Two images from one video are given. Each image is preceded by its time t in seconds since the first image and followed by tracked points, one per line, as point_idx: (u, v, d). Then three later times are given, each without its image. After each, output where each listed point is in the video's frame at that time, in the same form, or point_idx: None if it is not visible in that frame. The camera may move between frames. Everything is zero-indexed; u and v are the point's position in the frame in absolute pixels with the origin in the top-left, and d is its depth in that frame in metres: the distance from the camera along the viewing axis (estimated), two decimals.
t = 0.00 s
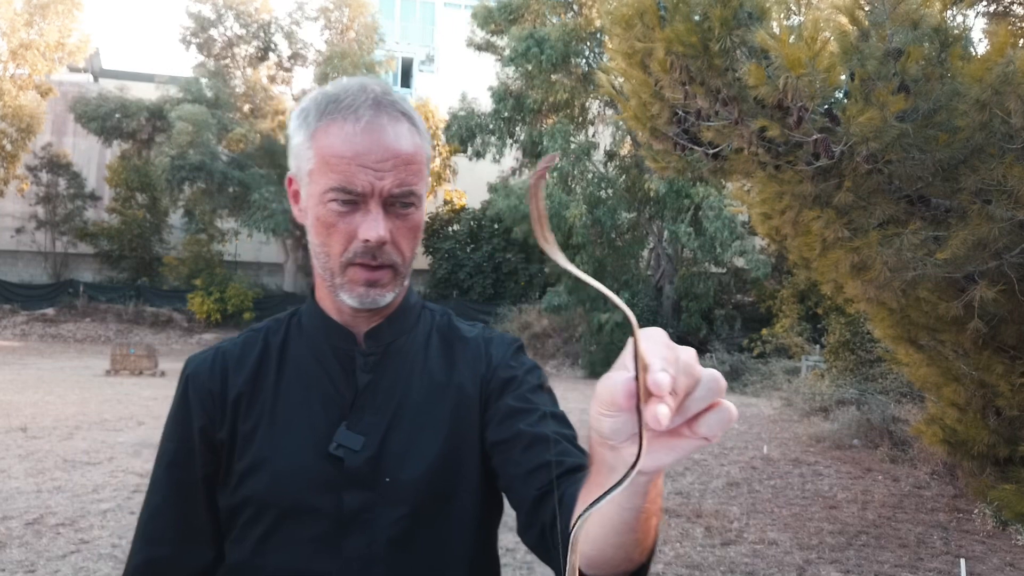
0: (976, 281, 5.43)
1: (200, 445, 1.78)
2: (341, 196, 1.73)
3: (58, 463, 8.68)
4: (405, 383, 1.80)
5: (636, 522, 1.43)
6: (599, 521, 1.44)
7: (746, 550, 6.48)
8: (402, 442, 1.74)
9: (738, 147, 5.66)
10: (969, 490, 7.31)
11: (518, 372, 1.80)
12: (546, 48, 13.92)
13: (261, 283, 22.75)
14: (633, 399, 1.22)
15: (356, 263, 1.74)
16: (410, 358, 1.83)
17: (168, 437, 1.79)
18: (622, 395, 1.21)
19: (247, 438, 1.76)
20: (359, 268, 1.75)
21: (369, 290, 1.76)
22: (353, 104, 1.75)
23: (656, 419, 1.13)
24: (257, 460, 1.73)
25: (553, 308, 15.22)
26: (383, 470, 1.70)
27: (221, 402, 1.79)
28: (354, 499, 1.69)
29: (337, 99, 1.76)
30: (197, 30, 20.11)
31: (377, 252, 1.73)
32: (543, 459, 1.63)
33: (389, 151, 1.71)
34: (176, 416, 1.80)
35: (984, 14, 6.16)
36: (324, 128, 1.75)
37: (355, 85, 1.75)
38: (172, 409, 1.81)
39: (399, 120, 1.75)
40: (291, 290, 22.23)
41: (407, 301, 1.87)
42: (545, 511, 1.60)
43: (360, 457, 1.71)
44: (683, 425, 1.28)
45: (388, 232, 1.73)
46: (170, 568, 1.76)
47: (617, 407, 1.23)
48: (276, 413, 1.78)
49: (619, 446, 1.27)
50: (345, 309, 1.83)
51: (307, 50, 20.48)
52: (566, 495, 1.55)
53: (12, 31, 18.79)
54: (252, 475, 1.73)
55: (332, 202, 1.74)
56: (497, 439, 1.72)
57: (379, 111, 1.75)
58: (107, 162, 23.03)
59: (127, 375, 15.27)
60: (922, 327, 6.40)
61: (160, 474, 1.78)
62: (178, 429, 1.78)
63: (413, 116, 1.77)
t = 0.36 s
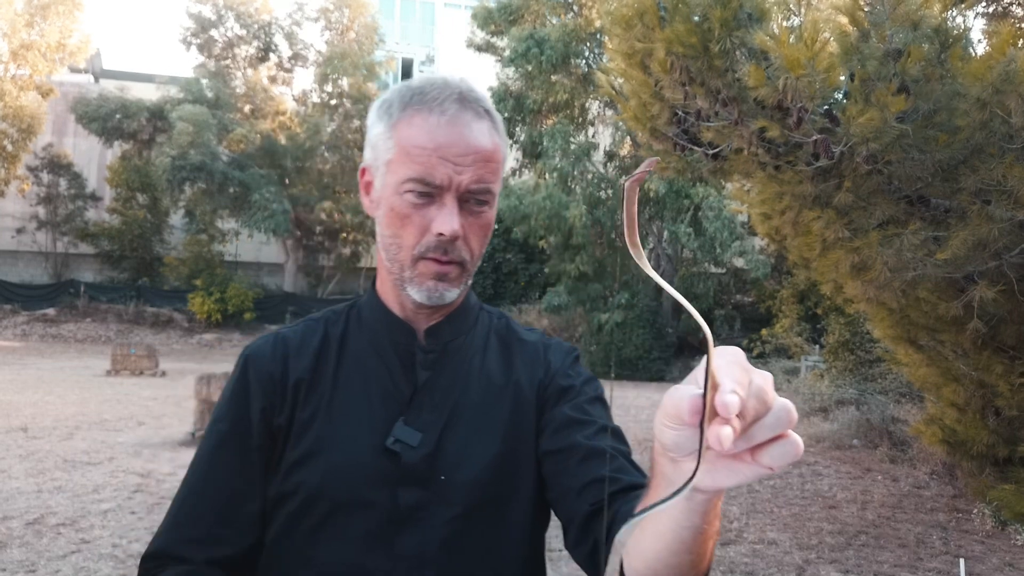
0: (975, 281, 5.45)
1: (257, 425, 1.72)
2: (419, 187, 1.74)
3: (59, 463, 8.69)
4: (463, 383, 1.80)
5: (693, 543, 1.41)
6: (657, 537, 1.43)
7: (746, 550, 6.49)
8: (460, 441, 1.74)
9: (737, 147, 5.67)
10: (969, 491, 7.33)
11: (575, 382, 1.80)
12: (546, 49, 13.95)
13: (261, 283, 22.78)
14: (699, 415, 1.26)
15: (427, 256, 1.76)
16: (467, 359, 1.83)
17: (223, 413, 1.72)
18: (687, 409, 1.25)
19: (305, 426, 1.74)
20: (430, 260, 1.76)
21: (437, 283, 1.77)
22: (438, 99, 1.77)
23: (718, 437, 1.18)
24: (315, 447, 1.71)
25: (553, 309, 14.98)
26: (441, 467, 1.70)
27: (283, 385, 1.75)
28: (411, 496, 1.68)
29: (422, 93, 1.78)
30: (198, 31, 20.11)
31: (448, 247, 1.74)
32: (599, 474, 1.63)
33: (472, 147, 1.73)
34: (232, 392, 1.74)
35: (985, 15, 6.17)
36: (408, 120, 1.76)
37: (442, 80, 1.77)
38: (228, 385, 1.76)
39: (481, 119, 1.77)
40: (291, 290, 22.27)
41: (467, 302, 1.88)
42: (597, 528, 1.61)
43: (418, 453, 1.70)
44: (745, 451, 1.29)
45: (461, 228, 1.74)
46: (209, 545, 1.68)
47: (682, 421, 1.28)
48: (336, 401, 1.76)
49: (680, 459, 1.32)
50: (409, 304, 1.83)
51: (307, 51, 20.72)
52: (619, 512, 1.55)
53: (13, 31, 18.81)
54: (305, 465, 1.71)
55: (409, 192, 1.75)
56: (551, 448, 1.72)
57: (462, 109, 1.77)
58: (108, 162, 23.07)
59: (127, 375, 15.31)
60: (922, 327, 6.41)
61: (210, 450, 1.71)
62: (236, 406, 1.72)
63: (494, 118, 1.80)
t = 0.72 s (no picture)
0: (974, 281, 5.48)
1: (307, 403, 1.74)
2: (459, 193, 1.73)
3: (60, 463, 8.73)
4: (498, 386, 1.86)
5: (717, 563, 1.45)
6: (680, 554, 1.48)
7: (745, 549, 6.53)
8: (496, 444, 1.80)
9: (736, 148, 5.72)
10: (967, 490, 7.38)
11: (609, 393, 1.88)
12: (546, 50, 14.02)
13: (262, 283, 22.86)
14: (712, 436, 1.33)
15: (465, 261, 1.76)
16: (501, 364, 1.89)
17: (271, 383, 1.72)
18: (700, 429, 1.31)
19: (348, 420, 1.79)
20: (468, 266, 1.76)
21: (474, 288, 1.78)
22: (482, 103, 1.75)
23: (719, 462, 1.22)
24: (356, 443, 1.77)
25: (552, 309, 15.03)
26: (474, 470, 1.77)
27: (331, 372, 1.80)
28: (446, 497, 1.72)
29: (466, 97, 1.77)
30: (200, 32, 20.11)
31: (486, 254, 1.74)
32: (627, 491, 1.69)
33: (515, 155, 1.71)
34: (282, 367, 1.74)
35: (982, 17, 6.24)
36: (451, 124, 1.74)
37: (488, 86, 1.76)
38: (275, 362, 1.76)
39: (524, 127, 1.76)
40: (292, 290, 22.36)
41: (502, 307, 1.94)
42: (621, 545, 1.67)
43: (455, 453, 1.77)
44: (760, 476, 1.31)
45: (500, 234, 1.74)
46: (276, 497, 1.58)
47: (699, 443, 1.35)
48: (380, 398, 1.82)
49: (700, 479, 1.40)
50: (445, 307, 1.88)
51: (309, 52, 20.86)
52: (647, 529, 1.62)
53: (15, 33, 18.83)
54: (348, 460, 1.76)
55: (449, 197, 1.74)
56: (582, 458, 1.79)
57: (506, 116, 1.76)
58: (109, 163, 23.15)
59: (129, 375, 15.35)
60: (920, 327, 6.46)
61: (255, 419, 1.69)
62: (287, 378, 1.72)
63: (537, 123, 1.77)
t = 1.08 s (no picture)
0: (973, 281, 5.52)
1: (303, 389, 1.74)
2: (449, 193, 1.70)
3: (61, 463, 8.74)
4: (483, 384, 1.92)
5: (712, 555, 1.48)
6: (679, 551, 1.46)
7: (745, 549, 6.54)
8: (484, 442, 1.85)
9: (735, 148, 5.73)
10: (966, 491, 7.40)
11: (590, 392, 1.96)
12: (546, 51, 14.08)
13: (262, 283, 22.90)
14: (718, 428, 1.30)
15: (452, 261, 1.74)
16: (482, 363, 1.94)
17: (261, 368, 1.71)
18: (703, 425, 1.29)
19: (344, 413, 1.80)
20: (455, 266, 1.75)
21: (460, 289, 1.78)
22: (474, 103, 1.71)
23: (738, 445, 1.25)
24: (352, 435, 1.79)
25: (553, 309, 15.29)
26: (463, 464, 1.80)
27: (324, 364, 1.81)
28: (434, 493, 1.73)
29: (454, 96, 1.73)
30: (200, 33, 20.12)
31: (474, 255, 1.73)
32: (614, 488, 1.74)
33: (507, 156, 1.68)
34: (272, 353, 1.74)
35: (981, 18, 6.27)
36: (441, 124, 1.70)
37: (476, 87, 1.72)
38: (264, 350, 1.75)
39: (511, 127, 1.74)
40: (293, 290, 22.40)
41: (481, 311, 1.99)
42: (612, 541, 1.73)
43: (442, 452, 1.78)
44: (760, 466, 1.34)
45: (489, 235, 1.73)
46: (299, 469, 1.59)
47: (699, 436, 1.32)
48: (371, 393, 1.84)
49: (702, 473, 1.35)
50: (425, 308, 1.90)
51: (309, 53, 20.94)
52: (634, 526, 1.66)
53: (15, 33, 18.85)
54: (344, 455, 1.78)
55: (438, 197, 1.71)
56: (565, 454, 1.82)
57: (495, 117, 1.73)
58: (110, 163, 23.21)
59: (129, 375, 15.37)
60: (919, 327, 6.46)
61: (247, 404, 1.68)
62: (279, 364, 1.72)
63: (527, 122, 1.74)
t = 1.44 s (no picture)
0: (974, 281, 5.49)
1: (233, 386, 1.74)
2: (358, 171, 1.86)
3: (60, 463, 8.73)
4: (408, 381, 1.96)
5: (655, 537, 1.69)
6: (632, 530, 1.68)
7: (745, 549, 6.52)
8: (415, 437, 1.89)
9: (736, 148, 5.71)
10: (967, 491, 7.37)
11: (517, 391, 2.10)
12: (546, 50, 13.99)
13: (263, 283, 22.88)
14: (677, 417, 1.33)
15: (363, 243, 1.89)
16: (406, 359, 1.99)
17: (188, 366, 1.71)
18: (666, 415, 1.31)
19: (275, 410, 1.80)
20: (367, 247, 1.89)
21: (372, 274, 1.90)
22: (381, 87, 1.88)
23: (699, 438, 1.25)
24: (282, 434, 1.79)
25: (553, 309, 15.16)
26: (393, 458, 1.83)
27: (253, 361, 1.82)
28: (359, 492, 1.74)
29: (363, 81, 1.89)
30: (199, 32, 20.11)
31: (384, 232, 1.88)
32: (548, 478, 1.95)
33: (411, 134, 1.85)
34: (198, 351, 1.74)
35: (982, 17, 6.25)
36: (349, 106, 1.87)
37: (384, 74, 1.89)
38: (190, 349, 1.75)
39: (419, 109, 1.89)
40: (293, 290, 22.38)
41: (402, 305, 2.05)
42: (546, 530, 1.89)
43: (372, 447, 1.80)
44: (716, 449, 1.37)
45: (398, 214, 1.88)
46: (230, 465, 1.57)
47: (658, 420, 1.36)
48: (301, 388, 1.85)
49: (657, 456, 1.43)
50: (345, 300, 1.96)
51: (308, 52, 20.90)
52: (569, 512, 1.86)
53: (15, 33, 18.80)
54: (274, 455, 1.78)
55: (348, 178, 1.87)
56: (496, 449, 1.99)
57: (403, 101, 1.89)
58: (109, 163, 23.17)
59: (129, 375, 15.34)
60: (920, 327, 6.43)
61: (175, 402, 1.66)
62: (204, 361, 1.72)
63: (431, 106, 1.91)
